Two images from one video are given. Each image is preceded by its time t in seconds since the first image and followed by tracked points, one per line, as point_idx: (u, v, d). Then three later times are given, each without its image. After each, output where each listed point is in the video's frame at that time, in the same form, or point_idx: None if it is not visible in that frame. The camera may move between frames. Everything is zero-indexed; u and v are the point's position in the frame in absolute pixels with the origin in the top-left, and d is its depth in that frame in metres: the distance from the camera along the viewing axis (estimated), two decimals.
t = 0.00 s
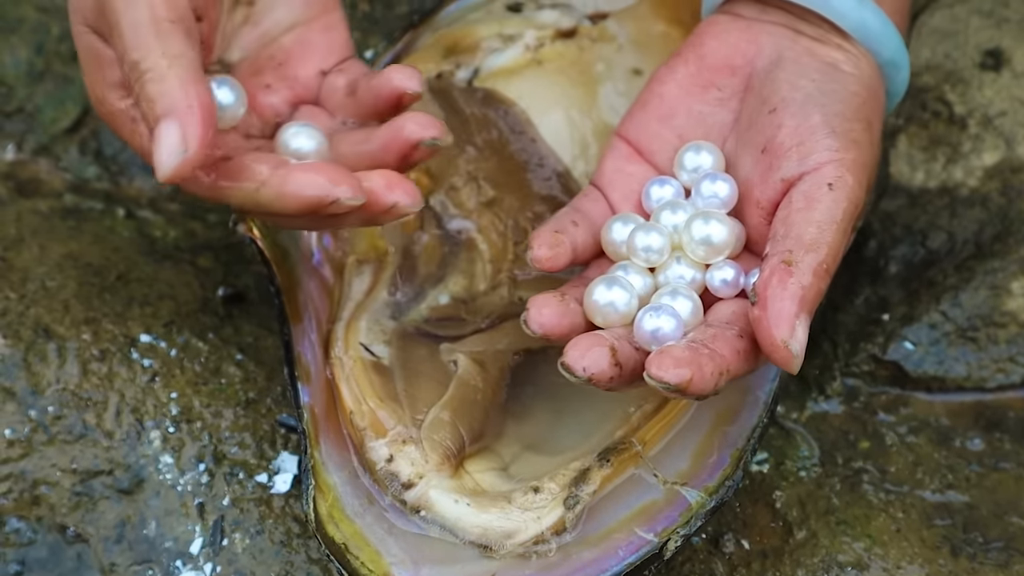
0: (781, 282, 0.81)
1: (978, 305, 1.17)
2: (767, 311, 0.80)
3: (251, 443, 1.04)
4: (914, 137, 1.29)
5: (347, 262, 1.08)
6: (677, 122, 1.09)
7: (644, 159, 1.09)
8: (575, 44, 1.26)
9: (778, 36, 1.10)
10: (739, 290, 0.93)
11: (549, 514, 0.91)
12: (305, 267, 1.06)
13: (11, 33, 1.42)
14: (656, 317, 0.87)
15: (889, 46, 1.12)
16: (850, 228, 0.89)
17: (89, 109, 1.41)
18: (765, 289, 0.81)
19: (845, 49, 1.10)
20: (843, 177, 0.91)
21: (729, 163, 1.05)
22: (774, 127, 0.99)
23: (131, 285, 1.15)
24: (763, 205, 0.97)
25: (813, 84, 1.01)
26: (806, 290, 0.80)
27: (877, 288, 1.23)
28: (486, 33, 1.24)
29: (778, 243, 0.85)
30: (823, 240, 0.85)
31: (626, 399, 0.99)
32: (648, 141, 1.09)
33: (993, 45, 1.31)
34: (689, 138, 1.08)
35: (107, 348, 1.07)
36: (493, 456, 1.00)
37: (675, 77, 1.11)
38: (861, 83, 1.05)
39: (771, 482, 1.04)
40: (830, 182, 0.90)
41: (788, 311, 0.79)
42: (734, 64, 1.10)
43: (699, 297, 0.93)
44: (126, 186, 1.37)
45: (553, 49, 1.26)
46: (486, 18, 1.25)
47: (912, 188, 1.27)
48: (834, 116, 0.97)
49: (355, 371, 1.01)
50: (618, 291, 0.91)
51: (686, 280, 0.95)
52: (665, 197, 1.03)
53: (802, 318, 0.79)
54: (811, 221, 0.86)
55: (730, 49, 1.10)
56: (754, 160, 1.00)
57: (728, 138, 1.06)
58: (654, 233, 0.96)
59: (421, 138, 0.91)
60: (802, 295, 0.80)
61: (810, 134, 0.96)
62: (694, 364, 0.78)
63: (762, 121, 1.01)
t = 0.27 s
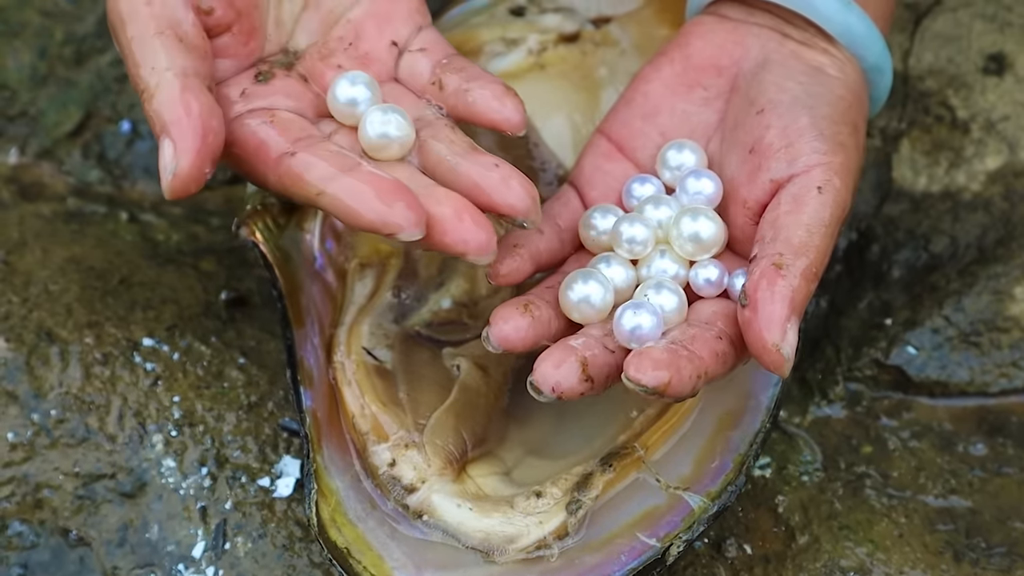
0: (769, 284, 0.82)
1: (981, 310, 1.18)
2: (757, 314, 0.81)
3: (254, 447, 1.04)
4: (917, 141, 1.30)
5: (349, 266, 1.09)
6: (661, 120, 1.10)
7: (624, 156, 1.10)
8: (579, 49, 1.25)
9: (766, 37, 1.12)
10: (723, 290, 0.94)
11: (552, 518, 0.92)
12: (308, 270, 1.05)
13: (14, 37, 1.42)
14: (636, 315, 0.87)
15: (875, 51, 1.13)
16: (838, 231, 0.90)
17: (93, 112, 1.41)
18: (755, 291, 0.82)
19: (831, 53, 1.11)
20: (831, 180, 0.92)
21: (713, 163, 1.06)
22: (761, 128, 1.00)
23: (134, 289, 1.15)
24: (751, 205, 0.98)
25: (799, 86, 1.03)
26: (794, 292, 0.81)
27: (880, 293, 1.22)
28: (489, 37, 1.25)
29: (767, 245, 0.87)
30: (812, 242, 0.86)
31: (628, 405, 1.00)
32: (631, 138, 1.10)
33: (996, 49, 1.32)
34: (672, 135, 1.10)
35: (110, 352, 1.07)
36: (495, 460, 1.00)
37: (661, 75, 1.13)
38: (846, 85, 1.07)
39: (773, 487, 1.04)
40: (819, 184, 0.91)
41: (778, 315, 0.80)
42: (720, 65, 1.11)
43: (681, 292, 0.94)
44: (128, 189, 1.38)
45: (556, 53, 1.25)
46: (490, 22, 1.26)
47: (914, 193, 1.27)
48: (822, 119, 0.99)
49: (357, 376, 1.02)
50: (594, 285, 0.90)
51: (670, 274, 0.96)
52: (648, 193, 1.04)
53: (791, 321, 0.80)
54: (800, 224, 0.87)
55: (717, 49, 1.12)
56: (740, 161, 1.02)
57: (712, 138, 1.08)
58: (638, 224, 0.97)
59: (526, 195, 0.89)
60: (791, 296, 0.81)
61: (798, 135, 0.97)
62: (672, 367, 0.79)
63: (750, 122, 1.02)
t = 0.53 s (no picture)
0: (733, 290, 0.83)
1: (984, 313, 1.18)
2: (720, 320, 0.82)
3: (256, 449, 1.04)
4: (920, 144, 1.29)
5: (351, 270, 1.09)
6: (623, 124, 1.09)
7: (586, 160, 1.09)
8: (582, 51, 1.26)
9: (728, 44, 1.09)
10: (675, 306, 0.96)
11: (554, 521, 0.92)
12: (310, 272, 1.04)
13: (16, 39, 1.43)
14: (593, 342, 0.87)
15: (836, 59, 1.10)
16: (798, 239, 0.90)
17: (95, 114, 1.41)
18: (719, 298, 0.83)
19: (794, 62, 1.08)
20: (794, 188, 0.92)
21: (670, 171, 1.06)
22: (726, 134, 0.99)
23: (136, 291, 1.15)
24: (714, 211, 0.97)
25: (764, 94, 1.01)
26: (756, 300, 0.82)
27: (883, 296, 1.22)
28: (492, 39, 1.25)
29: (730, 252, 0.87)
30: (773, 250, 0.87)
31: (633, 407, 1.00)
32: (592, 141, 1.09)
33: (999, 52, 1.31)
34: (635, 140, 1.09)
35: (112, 354, 1.07)
36: (497, 463, 1.00)
37: (625, 79, 1.11)
38: (807, 94, 1.04)
39: (776, 490, 1.04)
40: (782, 193, 0.91)
41: (741, 321, 0.81)
42: (683, 69, 1.10)
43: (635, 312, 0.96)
44: (131, 192, 1.37)
45: (559, 55, 1.25)
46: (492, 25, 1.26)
47: (918, 196, 1.26)
48: (786, 126, 0.98)
49: (360, 379, 1.02)
50: (546, 312, 0.90)
51: (621, 295, 0.97)
52: (602, 207, 1.03)
53: (753, 328, 0.81)
54: (762, 232, 0.88)
55: (680, 56, 1.10)
56: (705, 166, 1.01)
57: (673, 145, 1.08)
58: (585, 247, 0.98)
59: (551, 246, 0.92)
60: (753, 304, 0.82)
61: (763, 143, 0.96)
62: (634, 399, 0.80)
63: (712, 128, 1.02)
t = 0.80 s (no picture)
0: (716, 292, 0.84)
1: (986, 316, 1.17)
2: (700, 324, 0.82)
3: (256, 452, 1.03)
4: (923, 146, 1.28)
5: (352, 272, 1.09)
6: (610, 127, 1.07)
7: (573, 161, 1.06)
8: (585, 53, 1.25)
9: (714, 49, 1.08)
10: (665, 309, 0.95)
11: (556, 525, 0.92)
12: (311, 274, 1.04)
13: (17, 40, 1.41)
14: (588, 342, 0.87)
15: (818, 64, 1.09)
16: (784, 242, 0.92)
17: (96, 115, 1.40)
18: (702, 299, 0.84)
19: (779, 68, 1.07)
20: (778, 194, 0.93)
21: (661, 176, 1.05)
22: (713, 140, 1.00)
23: (137, 292, 1.15)
24: (700, 217, 0.98)
25: (749, 100, 1.02)
26: (740, 301, 0.84)
27: (884, 299, 1.22)
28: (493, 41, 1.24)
29: (715, 256, 0.89)
30: (758, 254, 0.89)
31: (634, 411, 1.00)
32: (579, 142, 1.06)
33: (1002, 54, 1.30)
34: (621, 144, 1.07)
35: (113, 355, 1.07)
36: (499, 466, 1.00)
37: (610, 81, 1.09)
38: (794, 102, 1.04)
39: (778, 493, 1.04)
40: (767, 198, 0.93)
41: (723, 323, 0.82)
42: (669, 71, 1.08)
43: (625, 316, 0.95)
44: (131, 193, 1.37)
45: (561, 57, 1.25)
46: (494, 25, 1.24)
47: (920, 199, 1.26)
48: (771, 133, 0.98)
49: (360, 381, 1.02)
50: (546, 314, 0.90)
51: (610, 303, 0.96)
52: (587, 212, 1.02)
53: (736, 330, 0.83)
54: (748, 236, 0.90)
55: (667, 59, 1.08)
56: (690, 172, 1.01)
57: (661, 150, 1.06)
58: (575, 254, 0.96)
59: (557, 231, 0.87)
60: (737, 305, 0.84)
61: (748, 148, 0.97)
62: (639, 380, 0.81)
63: (699, 134, 1.02)
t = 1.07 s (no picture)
0: (837, 305, 0.80)
1: (991, 319, 1.18)
2: (824, 338, 0.79)
3: (256, 454, 1.03)
4: (927, 149, 1.26)
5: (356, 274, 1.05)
6: (686, 137, 1.02)
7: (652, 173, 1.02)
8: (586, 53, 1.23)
9: (786, 52, 1.04)
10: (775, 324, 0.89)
11: (558, 528, 0.92)
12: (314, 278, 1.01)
13: (18, 40, 1.40)
14: (711, 362, 0.84)
15: (889, 63, 1.08)
16: (888, 250, 0.88)
17: (97, 117, 1.40)
18: (821, 315, 0.81)
19: (852, 68, 1.03)
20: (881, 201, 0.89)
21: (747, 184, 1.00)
22: (805, 147, 0.95)
23: (137, 294, 1.14)
24: (797, 228, 0.93)
25: (833, 103, 0.97)
26: (862, 314, 0.80)
27: (888, 301, 1.21)
28: (494, 41, 1.19)
29: (827, 269, 0.85)
30: (871, 264, 0.84)
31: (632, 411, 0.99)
32: (656, 154, 1.02)
33: (1007, 56, 1.27)
34: (699, 157, 1.02)
35: (112, 357, 1.06)
36: (500, 468, 1.00)
37: (682, 90, 1.04)
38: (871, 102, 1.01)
39: (781, 497, 1.03)
40: (871, 206, 0.88)
41: (847, 337, 0.78)
42: (742, 77, 1.04)
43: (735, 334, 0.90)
44: (133, 194, 1.36)
45: (564, 58, 1.22)
46: (495, 25, 1.20)
47: (924, 201, 1.24)
48: (861, 137, 0.94)
49: (361, 384, 0.98)
50: (668, 330, 0.88)
51: (717, 318, 0.92)
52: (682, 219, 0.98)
53: (861, 344, 0.78)
54: (856, 246, 0.85)
55: (739, 64, 1.04)
56: (780, 180, 0.97)
57: (739, 156, 1.02)
58: (689, 267, 0.93)
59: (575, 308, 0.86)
60: (858, 318, 0.79)
61: (843, 155, 0.92)
62: (782, 404, 0.79)
63: (784, 140, 0.97)
